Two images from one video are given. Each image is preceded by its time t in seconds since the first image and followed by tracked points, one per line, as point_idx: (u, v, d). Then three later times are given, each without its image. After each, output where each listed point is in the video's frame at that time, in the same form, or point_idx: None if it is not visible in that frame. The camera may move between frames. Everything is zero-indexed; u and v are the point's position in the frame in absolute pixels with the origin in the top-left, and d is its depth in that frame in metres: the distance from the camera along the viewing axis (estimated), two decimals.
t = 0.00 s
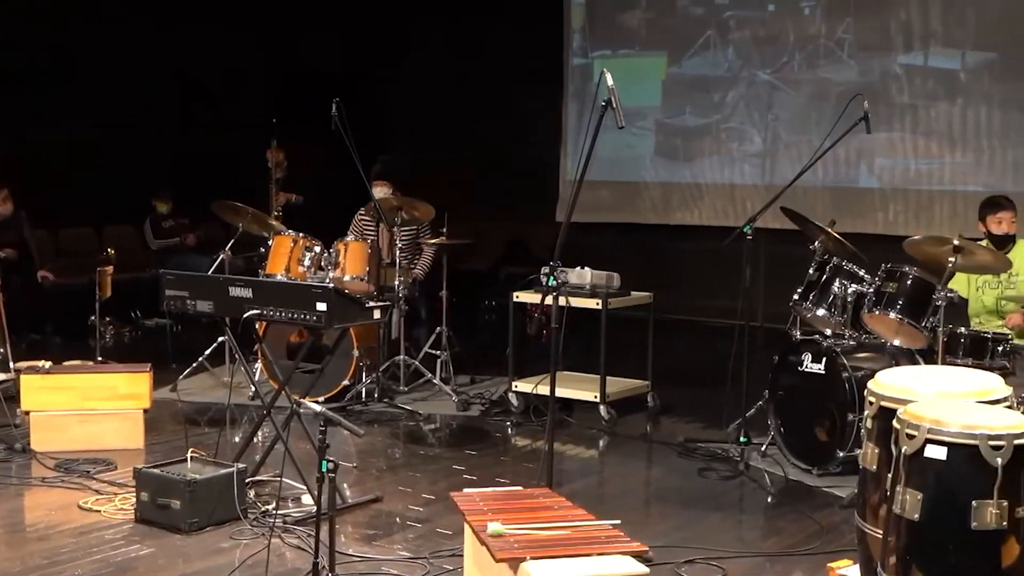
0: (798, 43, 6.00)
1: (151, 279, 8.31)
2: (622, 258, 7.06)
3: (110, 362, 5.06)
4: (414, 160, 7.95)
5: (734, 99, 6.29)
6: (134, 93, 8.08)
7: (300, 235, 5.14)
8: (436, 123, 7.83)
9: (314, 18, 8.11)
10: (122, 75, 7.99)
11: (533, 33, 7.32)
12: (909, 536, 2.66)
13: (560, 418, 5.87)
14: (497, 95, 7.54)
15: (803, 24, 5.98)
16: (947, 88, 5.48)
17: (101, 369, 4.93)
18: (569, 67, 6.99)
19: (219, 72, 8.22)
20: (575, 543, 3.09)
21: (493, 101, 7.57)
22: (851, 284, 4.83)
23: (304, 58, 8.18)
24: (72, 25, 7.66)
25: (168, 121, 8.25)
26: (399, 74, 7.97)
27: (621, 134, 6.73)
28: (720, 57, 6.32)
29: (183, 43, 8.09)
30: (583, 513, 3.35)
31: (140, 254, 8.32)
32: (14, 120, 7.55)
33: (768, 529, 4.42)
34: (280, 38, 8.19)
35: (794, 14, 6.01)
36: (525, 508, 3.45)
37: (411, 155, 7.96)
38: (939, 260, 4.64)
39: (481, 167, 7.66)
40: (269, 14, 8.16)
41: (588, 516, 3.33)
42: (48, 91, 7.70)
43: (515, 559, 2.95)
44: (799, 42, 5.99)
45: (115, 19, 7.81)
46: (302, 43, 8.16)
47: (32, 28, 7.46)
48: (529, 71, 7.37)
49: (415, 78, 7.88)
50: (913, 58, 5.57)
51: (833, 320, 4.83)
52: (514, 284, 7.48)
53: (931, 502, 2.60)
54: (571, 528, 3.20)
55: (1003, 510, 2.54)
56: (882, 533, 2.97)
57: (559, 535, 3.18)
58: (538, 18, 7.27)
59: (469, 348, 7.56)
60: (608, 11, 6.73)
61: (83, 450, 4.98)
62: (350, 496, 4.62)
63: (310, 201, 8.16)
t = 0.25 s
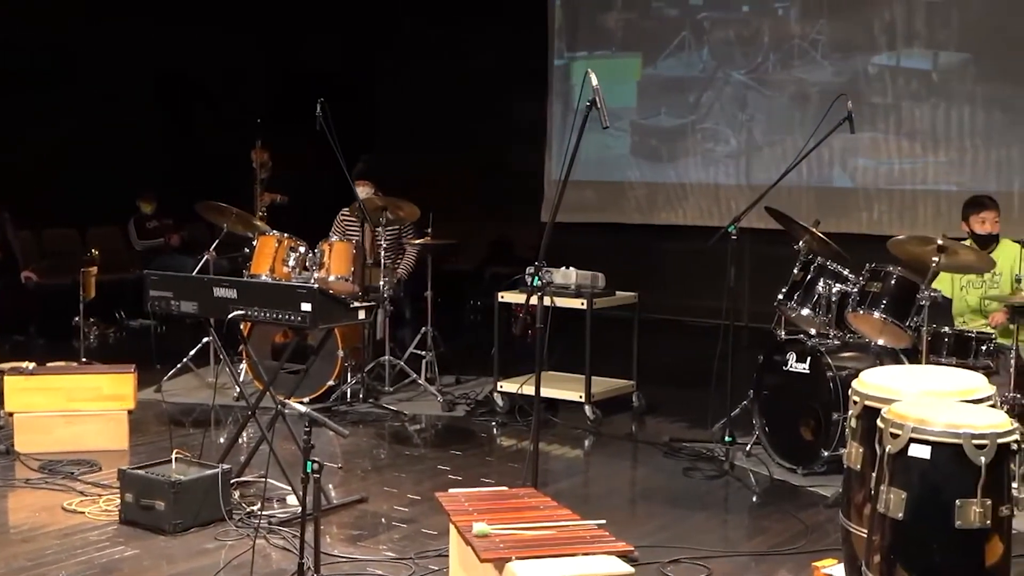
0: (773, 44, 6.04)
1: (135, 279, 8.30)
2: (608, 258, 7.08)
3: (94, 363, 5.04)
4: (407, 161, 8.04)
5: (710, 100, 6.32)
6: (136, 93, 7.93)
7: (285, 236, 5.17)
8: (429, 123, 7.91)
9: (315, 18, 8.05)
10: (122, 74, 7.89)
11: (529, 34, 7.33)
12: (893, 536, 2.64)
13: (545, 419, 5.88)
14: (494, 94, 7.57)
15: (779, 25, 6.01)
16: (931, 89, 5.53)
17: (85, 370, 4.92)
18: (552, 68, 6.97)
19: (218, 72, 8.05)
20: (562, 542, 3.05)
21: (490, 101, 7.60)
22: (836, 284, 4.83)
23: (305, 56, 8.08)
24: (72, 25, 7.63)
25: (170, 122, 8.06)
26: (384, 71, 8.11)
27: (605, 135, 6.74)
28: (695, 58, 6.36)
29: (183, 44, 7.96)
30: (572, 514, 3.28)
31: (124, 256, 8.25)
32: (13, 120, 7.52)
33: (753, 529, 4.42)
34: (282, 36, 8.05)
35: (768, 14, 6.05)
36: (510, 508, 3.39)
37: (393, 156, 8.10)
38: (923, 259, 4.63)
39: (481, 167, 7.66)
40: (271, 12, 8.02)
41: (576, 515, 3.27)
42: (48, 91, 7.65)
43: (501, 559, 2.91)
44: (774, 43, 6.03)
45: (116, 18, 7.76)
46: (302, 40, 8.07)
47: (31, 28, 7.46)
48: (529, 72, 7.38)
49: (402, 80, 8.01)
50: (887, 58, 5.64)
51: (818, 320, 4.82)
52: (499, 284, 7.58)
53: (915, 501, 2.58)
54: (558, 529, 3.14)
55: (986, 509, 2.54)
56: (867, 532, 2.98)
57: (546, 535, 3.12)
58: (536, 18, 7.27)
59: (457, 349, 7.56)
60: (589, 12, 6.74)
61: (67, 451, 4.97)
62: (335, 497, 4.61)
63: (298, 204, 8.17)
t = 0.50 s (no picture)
0: (750, 45, 6.11)
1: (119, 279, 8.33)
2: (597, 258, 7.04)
3: (80, 364, 5.03)
4: (395, 165, 7.68)
5: (687, 100, 6.39)
6: (132, 92, 8.18)
7: (272, 236, 5.17)
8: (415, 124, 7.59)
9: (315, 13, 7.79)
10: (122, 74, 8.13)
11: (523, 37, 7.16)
12: (880, 535, 2.64)
13: (532, 419, 5.88)
14: (477, 94, 7.38)
15: (755, 25, 6.09)
16: (918, 91, 5.57)
17: (71, 371, 4.91)
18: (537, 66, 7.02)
19: (218, 71, 8.11)
20: (549, 542, 3.04)
21: (474, 101, 7.39)
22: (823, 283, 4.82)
23: (284, 53, 7.91)
24: (72, 27, 7.91)
25: (165, 120, 8.29)
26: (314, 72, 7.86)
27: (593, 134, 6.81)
28: (672, 59, 6.44)
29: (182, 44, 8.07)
30: (559, 513, 3.27)
31: (111, 257, 8.40)
32: (16, 119, 7.75)
33: (740, 528, 4.43)
34: (263, 34, 7.94)
35: (744, 15, 6.12)
36: (498, 508, 3.39)
37: (374, 157, 7.74)
38: (909, 258, 4.64)
39: (479, 172, 7.41)
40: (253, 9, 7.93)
41: (562, 515, 3.27)
42: (47, 91, 7.89)
43: (489, 559, 2.90)
44: (750, 45, 6.10)
45: (112, 20, 8.02)
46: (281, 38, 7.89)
47: (31, 28, 7.68)
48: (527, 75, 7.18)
49: (365, 74, 7.71)
50: (860, 60, 5.73)
51: (805, 319, 4.82)
52: (485, 284, 7.41)
53: (900, 501, 2.58)
54: (545, 529, 3.13)
55: (972, 508, 2.54)
56: (853, 531, 2.98)
57: (533, 535, 3.12)
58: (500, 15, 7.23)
59: (445, 350, 7.55)
60: (572, 10, 6.80)
61: (54, 452, 4.97)
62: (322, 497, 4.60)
63: (282, 203, 8.01)
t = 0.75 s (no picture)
0: (728, 46, 6.16)
1: (106, 279, 8.29)
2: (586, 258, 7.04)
3: (66, 364, 5.01)
4: (385, 166, 7.66)
5: (665, 101, 6.44)
6: (132, 92, 8.18)
7: (259, 236, 5.18)
8: (401, 124, 7.57)
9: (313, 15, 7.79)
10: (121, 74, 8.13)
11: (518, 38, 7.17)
12: (866, 533, 2.65)
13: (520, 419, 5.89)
14: (475, 96, 7.36)
15: (734, 25, 6.15)
16: (903, 91, 5.62)
17: (57, 373, 4.89)
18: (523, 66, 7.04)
19: (218, 70, 8.09)
20: (535, 542, 3.05)
21: (471, 102, 7.37)
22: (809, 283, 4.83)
23: (282, 54, 7.90)
24: (72, 27, 7.90)
25: (166, 120, 8.26)
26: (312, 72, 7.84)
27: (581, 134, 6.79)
28: (652, 59, 6.47)
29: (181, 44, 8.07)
30: (545, 513, 3.28)
31: (97, 257, 8.32)
32: (16, 119, 7.70)
33: (727, 528, 4.44)
34: (262, 35, 7.93)
35: (724, 17, 6.17)
36: (485, 508, 3.39)
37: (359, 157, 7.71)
38: (895, 258, 4.66)
39: (471, 172, 7.40)
40: (249, 10, 7.93)
41: (548, 515, 3.27)
42: (47, 91, 7.86)
43: (475, 559, 2.90)
44: (729, 44, 6.16)
45: (113, 20, 8.02)
46: (277, 39, 7.89)
47: (31, 28, 7.67)
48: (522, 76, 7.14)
49: (353, 75, 7.70)
50: (838, 60, 5.79)
51: (792, 319, 4.82)
52: (473, 284, 7.36)
53: (887, 500, 2.59)
54: (531, 529, 3.13)
55: (958, 506, 2.55)
56: (840, 530, 2.98)
57: (520, 535, 3.12)
58: (498, 16, 7.23)
59: (434, 350, 7.55)
60: (557, 11, 6.83)
61: (41, 453, 4.96)
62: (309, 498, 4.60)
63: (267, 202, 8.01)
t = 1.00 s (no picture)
0: (710, 46, 6.42)
1: (95, 280, 8.29)
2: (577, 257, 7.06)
3: (54, 365, 5.01)
4: (386, 166, 7.98)
5: (647, 101, 6.69)
6: (132, 92, 8.28)
7: (247, 236, 5.19)
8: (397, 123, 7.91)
9: (314, 16, 8.03)
10: (119, 74, 8.18)
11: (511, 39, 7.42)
12: (854, 533, 2.63)
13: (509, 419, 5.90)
14: (473, 95, 7.64)
15: (714, 26, 6.41)
16: (892, 90, 5.82)
17: (44, 374, 4.89)
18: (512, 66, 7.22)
19: (219, 71, 8.24)
20: (523, 542, 3.04)
21: (469, 102, 7.66)
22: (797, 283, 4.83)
23: (284, 54, 8.14)
24: (71, 27, 7.86)
25: (165, 120, 8.40)
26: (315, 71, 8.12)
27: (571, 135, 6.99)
28: (632, 60, 6.73)
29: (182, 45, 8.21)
30: (534, 512, 3.27)
31: (87, 258, 8.30)
32: (16, 119, 7.65)
33: (717, 527, 4.44)
34: (263, 36, 8.13)
35: (703, 18, 6.44)
36: (474, 507, 3.38)
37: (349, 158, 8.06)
38: (883, 259, 4.67)
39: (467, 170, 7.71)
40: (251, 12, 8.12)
41: (537, 514, 3.26)
42: (47, 91, 7.81)
43: (464, 559, 2.89)
44: (710, 44, 6.42)
45: (112, 20, 8.04)
46: (279, 40, 8.12)
47: (31, 28, 7.61)
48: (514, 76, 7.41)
49: (355, 74, 8.00)
50: (817, 60, 6.04)
51: (780, 319, 4.82)
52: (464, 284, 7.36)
53: (876, 500, 2.57)
54: (521, 529, 3.12)
55: (946, 505, 2.53)
56: (829, 529, 2.97)
57: (509, 535, 3.11)
58: (498, 17, 7.44)
59: (424, 350, 7.55)
60: (548, 12, 7.00)
61: (28, 454, 4.95)
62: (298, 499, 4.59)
63: (258, 204, 8.32)
